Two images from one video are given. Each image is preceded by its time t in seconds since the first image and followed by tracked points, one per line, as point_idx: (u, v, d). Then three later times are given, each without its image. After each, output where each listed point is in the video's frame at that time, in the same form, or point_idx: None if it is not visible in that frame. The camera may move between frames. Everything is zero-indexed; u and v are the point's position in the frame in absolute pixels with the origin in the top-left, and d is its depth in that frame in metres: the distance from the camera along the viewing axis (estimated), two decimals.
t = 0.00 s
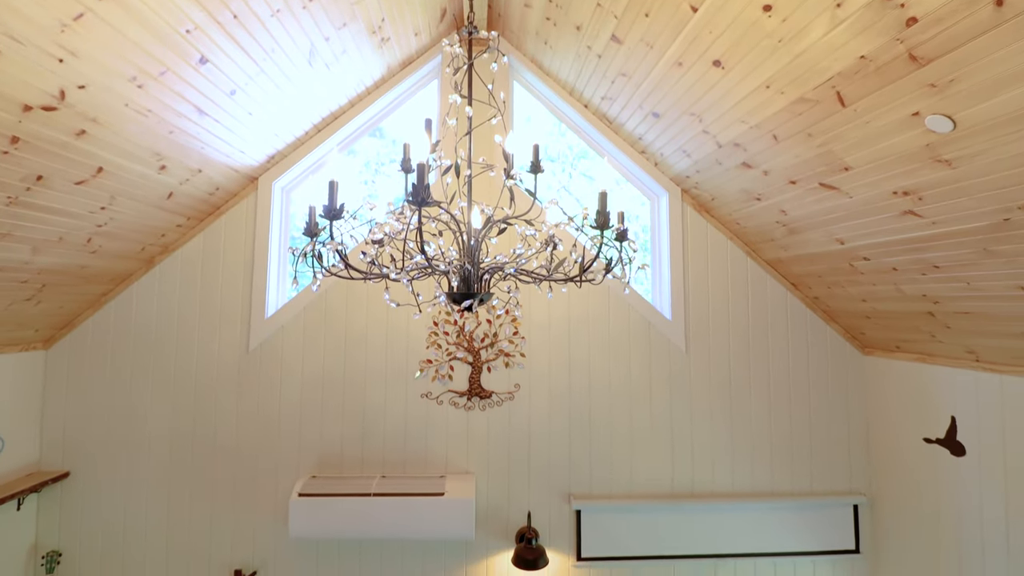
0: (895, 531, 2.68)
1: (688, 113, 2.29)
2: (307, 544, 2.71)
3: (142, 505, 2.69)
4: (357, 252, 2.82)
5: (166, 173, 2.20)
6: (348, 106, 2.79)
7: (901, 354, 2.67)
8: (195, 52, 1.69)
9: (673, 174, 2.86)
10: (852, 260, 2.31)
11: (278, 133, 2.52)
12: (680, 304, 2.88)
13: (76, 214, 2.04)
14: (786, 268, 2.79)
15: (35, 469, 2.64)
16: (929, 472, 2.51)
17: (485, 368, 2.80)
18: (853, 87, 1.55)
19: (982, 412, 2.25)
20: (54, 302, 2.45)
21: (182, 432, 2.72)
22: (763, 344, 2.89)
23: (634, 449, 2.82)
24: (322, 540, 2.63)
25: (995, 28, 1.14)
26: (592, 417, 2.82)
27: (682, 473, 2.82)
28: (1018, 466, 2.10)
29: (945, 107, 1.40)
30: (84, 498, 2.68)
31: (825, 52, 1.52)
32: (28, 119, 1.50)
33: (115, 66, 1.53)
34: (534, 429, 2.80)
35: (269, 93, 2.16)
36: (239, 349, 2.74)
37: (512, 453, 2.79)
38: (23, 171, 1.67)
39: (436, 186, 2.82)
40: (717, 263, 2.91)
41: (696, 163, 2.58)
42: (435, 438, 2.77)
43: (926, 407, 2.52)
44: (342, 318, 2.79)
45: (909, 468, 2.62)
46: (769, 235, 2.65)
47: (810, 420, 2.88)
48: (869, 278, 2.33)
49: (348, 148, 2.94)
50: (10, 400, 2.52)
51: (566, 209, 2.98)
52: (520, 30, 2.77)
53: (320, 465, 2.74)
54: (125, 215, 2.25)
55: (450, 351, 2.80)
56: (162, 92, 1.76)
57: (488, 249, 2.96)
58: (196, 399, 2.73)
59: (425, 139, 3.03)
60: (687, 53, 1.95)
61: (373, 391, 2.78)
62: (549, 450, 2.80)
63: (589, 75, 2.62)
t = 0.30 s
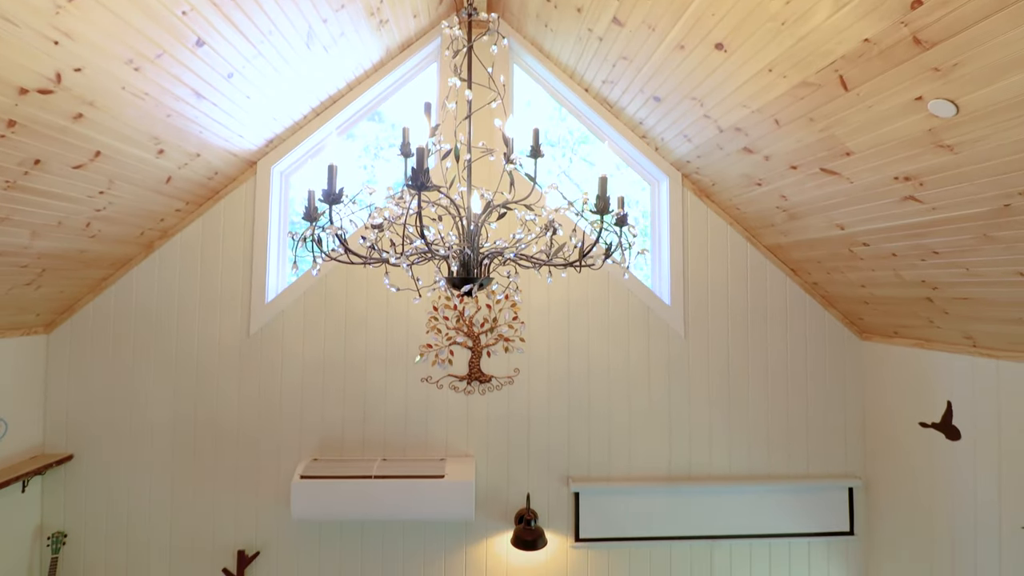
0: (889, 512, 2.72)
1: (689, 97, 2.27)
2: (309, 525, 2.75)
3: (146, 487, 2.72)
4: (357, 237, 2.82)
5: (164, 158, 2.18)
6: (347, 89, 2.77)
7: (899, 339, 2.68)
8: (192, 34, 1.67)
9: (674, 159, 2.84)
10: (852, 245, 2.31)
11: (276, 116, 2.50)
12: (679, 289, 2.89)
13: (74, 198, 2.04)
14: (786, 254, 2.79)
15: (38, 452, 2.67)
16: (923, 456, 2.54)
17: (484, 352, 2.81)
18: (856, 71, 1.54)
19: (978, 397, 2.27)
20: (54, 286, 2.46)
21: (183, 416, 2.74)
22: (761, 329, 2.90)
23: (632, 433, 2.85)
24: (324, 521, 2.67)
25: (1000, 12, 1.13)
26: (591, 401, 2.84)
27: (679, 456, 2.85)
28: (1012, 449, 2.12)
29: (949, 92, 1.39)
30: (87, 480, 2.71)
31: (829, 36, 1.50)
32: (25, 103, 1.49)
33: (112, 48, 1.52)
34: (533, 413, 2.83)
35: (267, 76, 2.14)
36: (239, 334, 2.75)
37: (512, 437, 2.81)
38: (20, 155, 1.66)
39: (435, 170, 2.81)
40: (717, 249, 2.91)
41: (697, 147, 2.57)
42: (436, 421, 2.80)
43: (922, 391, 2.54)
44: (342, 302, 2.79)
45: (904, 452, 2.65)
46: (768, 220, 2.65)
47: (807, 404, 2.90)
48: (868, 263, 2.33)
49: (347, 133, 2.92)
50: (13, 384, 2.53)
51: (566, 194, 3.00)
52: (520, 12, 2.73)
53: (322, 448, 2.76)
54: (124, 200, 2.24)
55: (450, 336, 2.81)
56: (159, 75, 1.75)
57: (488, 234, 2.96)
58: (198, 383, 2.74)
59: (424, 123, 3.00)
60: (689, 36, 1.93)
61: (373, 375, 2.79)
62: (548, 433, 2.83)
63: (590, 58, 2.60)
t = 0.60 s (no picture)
0: (884, 495, 2.76)
1: (691, 81, 2.25)
2: (311, 506, 2.79)
3: (149, 470, 2.75)
4: (357, 221, 2.82)
5: (163, 142, 2.17)
6: (345, 73, 2.74)
7: (898, 325, 2.69)
8: (188, 16, 1.65)
9: (675, 144, 2.82)
10: (852, 231, 2.30)
11: (274, 100, 2.48)
12: (679, 274, 2.89)
13: (73, 183, 2.03)
14: (786, 239, 2.79)
15: (43, 435, 2.70)
16: (919, 440, 2.56)
17: (484, 337, 2.82)
18: (860, 55, 1.53)
19: (974, 382, 2.28)
20: (54, 271, 2.46)
21: (186, 399, 2.76)
22: (761, 314, 2.91)
23: (630, 416, 2.87)
24: (326, 502, 2.71)
25: None
26: (590, 386, 2.86)
27: (677, 440, 2.88)
28: (1006, 434, 2.14)
29: (953, 76, 1.38)
30: (91, 463, 2.74)
31: (833, 19, 1.48)
32: (21, 86, 1.47)
33: (107, 30, 1.50)
34: (533, 397, 2.85)
35: (264, 59, 2.12)
36: (240, 318, 2.76)
37: (511, 420, 2.84)
38: (18, 139, 1.65)
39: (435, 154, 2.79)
40: (717, 234, 2.90)
41: (699, 132, 2.55)
42: (436, 405, 2.82)
43: (919, 376, 2.56)
44: (341, 287, 2.80)
45: (900, 436, 2.67)
46: (769, 206, 2.64)
47: (805, 389, 2.92)
48: (868, 249, 2.33)
49: (346, 116, 2.89)
50: (16, 368, 2.55)
51: (566, 178, 2.95)
52: None
53: (323, 431, 2.79)
54: (122, 184, 2.24)
55: (450, 321, 2.81)
56: (156, 58, 1.73)
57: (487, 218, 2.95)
58: (199, 367, 2.76)
59: (424, 107, 2.97)
60: (691, 18, 1.91)
61: (373, 359, 2.81)
62: (547, 417, 2.85)
63: (592, 41, 2.57)
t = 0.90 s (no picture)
0: (879, 478, 2.79)
1: (693, 64, 2.23)
2: (313, 488, 2.82)
3: (152, 453, 2.78)
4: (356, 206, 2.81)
5: (160, 125, 2.16)
6: (343, 55, 2.71)
7: (896, 310, 2.70)
8: None
9: (676, 128, 2.80)
10: (852, 216, 2.30)
11: (272, 83, 2.46)
12: (679, 260, 2.89)
13: (71, 167, 2.02)
14: (786, 225, 2.79)
15: (46, 418, 2.72)
16: (915, 424, 2.58)
17: (484, 322, 2.83)
18: (864, 38, 1.51)
19: (970, 367, 2.30)
20: (54, 255, 2.46)
21: (187, 384, 2.78)
22: (760, 300, 2.92)
23: (629, 400, 2.89)
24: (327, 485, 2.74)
25: None
26: (589, 370, 2.88)
27: (675, 424, 2.91)
28: (1001, 418, 2.16)
29: (957, 59, 1.36)
30: (95, 446, 2.77)
31: (837, 1, 1.47)
32: (16, 68, 1.46)
33: (103, 12, 1.48)
34: (532, 381, 2.87)
35: (262, 41, 2.10)
36: (240, 303, 2.77)
37: (511, 404, 2.86)
38: (15, 122, 1.64)
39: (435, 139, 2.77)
40: (718, 219, 2.90)
41: (700, 116, 2.53)
42: (436, 389, 2.84)
43: (916, 361, 2.57)
44: (341, 272, 2.80)
45: (896, 420, 2.70)
46: (770, 191, 2.63)
47: (803, 374, 2.94)
48: (869, 235, 2.33)
49: (345, 100, 2.87)
50: (18, 352, 2.56)
51: (566, 162, 2.95)
52: None
53: (324, 415, 2.81)
54: (121, 168, 2.22)
55: (450, 306, 2.82)
56: (152, 40, 1.71)
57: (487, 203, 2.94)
58: (200, 351, 2.77)
59: (423, 91, 2.94)
60: None
61: (374, 344, 2.82)
62: (546, 402, 2.87)
63: (593, 24, 2.54)
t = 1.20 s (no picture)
0: (875, 461, 2.82)
1: (695, 47, 2.20)
2: (315, 470, 2.86)
3: (155, 436, 2.81)
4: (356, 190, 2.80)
5: (158, 109, 2.14)
6: (342, 38, 2.68)
7: (896, 296, 2.70)
8: None
9: (678, 112, 2.78)
10: (853, 202, 2.29)
11: (270, 66, 2.44)
12: (679, 245, 2.88)
13: (69, 150, 2.01)
14: (787, 210, 2.78)
15: (50, 402, 2.74)
16: (911, 408, 2.61)
17: (484, 307, 2.84)
18: (869, 21, 1.49)
19: (968, 353, 2.31)
20: (54, 240, 2.46)
21: (189, 368, 2.79)
22: (760, 285, 2.92)
23: (628, 385, 2.91)
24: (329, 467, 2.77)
25: None
26: (588, 355, 2.89)
27: (673, 408, 2.93)
28: (997, 402, 2.18)
29: (962, 43, 1.35)
30: (98, 429, 2.80)
31: None
32: (12, 50, 1.44)
33: None
34: (532, 366, 2.88)
35: (261, 24, 2.08)
36: (241, 287, 2.77)
37: (511, 388, 2.88)
38: (12, 105, 1.63)
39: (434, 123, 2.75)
40: (718, 205, 2.89)
41: (703, 101, 2.51)
42: (436, 373, 2.86)
43: (915, 346, 2.59)
44: (342, 256, 2.80)
45: (893, 404, 2.72)
46: (771, 176, 2.62)
47: (802, 358, 2.96)
48: (869, 220, 2.32)
49: (343, 83, 2.84)
50: (20, 336, 2.58)
51: (567, 147, 2.94)
52: None
53: (325, 398, 2.83)
54: (119, 151, 2.21)
55: (450, 291, 2.83)
56: (149, 22, 1.69)
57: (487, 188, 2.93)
58: (201, 335, 2.78)
59: (422, 74, 2.91)
60: None
61: (374, 328, 2.83)
62: (546, 386, 2.89)
63: (595, 5, 2.50)
